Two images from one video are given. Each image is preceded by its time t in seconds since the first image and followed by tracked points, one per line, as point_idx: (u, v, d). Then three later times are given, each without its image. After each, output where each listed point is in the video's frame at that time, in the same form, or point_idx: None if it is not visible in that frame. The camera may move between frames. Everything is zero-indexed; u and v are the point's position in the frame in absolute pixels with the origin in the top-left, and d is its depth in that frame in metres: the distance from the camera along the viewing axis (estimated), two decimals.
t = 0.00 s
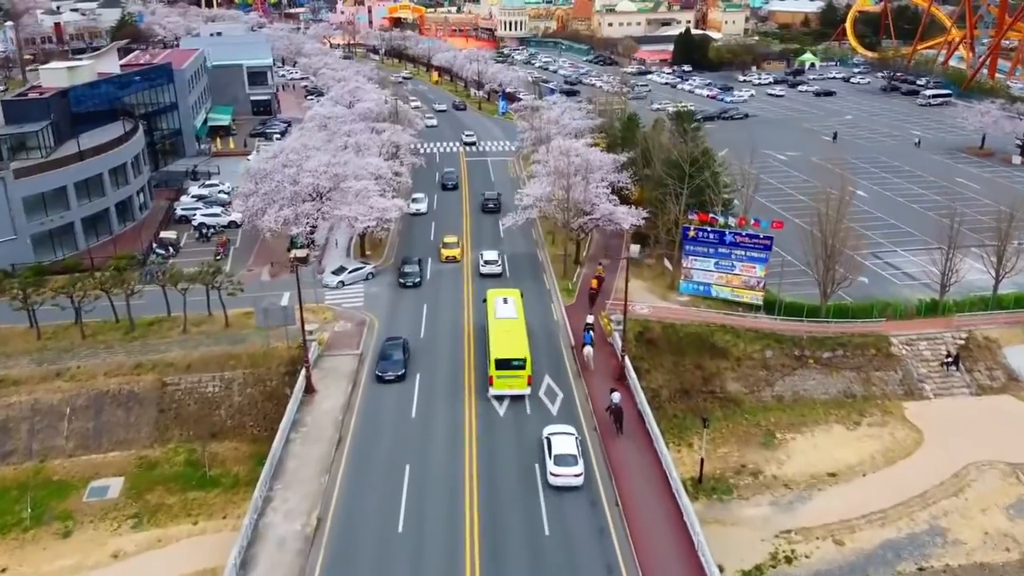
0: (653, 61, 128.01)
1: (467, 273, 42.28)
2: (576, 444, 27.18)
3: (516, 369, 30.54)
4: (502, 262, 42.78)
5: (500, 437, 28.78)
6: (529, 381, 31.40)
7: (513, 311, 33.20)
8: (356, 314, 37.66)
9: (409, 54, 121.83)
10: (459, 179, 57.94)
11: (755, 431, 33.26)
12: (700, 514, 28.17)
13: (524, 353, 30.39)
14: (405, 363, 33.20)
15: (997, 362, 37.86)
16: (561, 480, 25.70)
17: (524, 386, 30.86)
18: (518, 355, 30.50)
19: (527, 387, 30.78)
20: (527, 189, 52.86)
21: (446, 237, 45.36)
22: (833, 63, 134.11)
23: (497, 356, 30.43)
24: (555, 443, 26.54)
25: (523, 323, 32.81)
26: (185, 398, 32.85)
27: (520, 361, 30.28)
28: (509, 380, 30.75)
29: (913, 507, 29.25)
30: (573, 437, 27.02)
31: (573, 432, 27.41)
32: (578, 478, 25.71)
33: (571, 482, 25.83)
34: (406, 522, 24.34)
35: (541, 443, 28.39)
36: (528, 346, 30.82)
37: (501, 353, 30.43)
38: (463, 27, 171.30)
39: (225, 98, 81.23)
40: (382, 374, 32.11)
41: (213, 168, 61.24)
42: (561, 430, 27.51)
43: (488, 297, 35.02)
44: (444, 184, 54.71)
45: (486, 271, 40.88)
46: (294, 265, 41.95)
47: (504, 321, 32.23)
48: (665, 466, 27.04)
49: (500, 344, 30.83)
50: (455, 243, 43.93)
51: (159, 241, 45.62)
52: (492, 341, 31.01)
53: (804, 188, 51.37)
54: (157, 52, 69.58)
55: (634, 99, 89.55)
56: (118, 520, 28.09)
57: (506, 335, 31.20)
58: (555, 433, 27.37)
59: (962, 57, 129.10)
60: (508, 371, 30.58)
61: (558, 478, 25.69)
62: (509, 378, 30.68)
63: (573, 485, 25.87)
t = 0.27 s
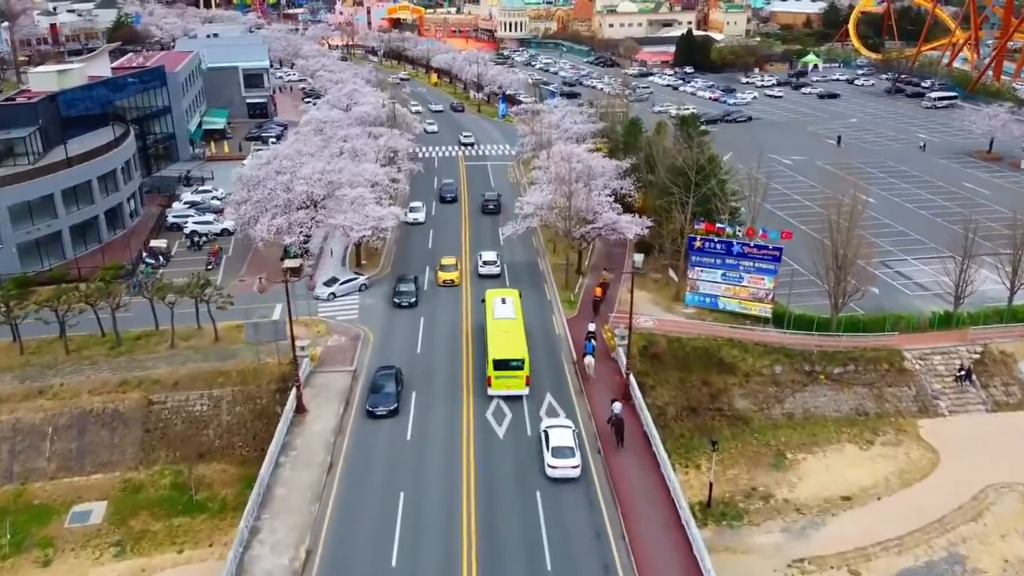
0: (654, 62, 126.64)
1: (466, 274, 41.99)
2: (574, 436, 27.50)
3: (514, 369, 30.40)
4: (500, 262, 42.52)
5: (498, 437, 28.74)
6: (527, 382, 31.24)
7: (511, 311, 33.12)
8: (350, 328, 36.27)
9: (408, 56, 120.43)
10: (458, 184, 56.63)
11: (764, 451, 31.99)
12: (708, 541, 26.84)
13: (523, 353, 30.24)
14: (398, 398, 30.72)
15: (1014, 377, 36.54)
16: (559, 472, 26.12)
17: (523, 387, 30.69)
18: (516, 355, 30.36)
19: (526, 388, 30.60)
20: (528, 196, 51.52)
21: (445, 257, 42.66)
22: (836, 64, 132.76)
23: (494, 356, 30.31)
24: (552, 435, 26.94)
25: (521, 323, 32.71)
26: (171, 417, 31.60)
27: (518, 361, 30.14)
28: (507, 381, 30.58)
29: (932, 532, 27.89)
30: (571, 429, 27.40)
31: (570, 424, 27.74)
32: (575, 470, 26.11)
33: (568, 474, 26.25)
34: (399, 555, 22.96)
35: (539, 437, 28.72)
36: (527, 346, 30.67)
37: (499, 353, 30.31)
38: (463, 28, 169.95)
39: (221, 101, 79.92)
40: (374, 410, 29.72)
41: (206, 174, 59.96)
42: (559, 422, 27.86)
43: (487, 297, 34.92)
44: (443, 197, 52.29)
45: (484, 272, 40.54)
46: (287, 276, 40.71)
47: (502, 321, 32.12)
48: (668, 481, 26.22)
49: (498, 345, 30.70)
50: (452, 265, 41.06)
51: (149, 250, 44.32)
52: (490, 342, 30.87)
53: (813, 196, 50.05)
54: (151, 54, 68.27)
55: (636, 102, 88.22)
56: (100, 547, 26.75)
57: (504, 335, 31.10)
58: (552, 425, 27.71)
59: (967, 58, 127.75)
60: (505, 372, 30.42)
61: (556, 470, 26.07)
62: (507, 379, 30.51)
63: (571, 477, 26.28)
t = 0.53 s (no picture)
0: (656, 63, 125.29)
1: (464, 274, 41.75)
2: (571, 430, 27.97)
3: (513, 369, 30.17)
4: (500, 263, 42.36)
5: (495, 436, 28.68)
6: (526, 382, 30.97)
7: (510, 311, 33.21)
8: (343, 343, 34.85)
9: (407, 57, 119.12)
10: (457, 190, 55.40)
11: (774, 472, 30.75)
12: (717, 572, 25.50)
13: (521, 353, 30.14)
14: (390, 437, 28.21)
15: None
16: (556, 464, 26.53)
17: (522, 387, 30.43)
18: (514, 355, 30.21)
19: (524, 388, 30.33)
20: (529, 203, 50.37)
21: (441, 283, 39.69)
22: (839, 65, 131.54)
23: (492, 356, 30.16)
24: (549, 428, 27.40)
25: (519, 324, 32.78)
26: (156, 437, 30.41)
27: (516, 361, 29.97)
28: (506, 381, 30.30)
29: (952, 560, 26.56)
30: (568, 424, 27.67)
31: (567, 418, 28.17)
32: (572, 462, 26.56)
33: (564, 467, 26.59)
34: None
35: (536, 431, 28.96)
36: (524, 347, 30.56)
37: (496, 353, 30.20)
38: (462, 30, 168.71)
39: (216, 104, 78.64)
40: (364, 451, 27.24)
41: (200, 179, 58.68)
42: (556, 418, 28.13)
43: (485, 298, 34.99)
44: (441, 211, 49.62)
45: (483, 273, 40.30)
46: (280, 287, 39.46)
47: (500, 322, 32.18)
48: (670, 493, 25.57)
49: (497, 345, 30.65)
50: (450, 291, 37.94)
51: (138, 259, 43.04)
52: (488, 342, 30.81)
53: (823, 204, 48.87)
54: (144, 57, 67.03)
55: (637, 105, 86.93)
56: None
57: (502, 335, 31.07)
58: (550, 420, 27.96)
59: (971, 60, 126.64)
60: (503, 372, 30.16)
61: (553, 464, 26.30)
62: (505, 379, 30.25)
63: (568, 469, 26.72)
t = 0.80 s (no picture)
0: (657, 64, 124.05)
1: (462, 275, 41.57)
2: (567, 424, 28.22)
3: (511, 369, 30.17)
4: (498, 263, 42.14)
5: (493, 435, 28.79)
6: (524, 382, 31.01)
7: (508, 312, 33.49)
8: (336, 357, 33.60)
9: (406, 59, 117.84)
10: (455, 196, 54.13)
11: (785, 496, 29.50)
12: None
13: (519, 353, 30.20)
14: (380, 483, 25.77)
15: None
16: (553, 457, 26.81)
17: (520, 387, 30.47)
18: (512, 355, 30.27)
19: (522, 389, 30.38)
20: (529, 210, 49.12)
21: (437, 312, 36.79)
22: (842, 67, 130.35)
23: (490, 356, 30.24)
24: (547, 422, 27.69)
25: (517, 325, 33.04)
26: (141, 459, 29.21)
27: (514, 361, 30.00)
28: (504, 381, 30.29)
29: None
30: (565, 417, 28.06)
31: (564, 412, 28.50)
32: (569, 455, 26.80)
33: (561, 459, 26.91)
34: None
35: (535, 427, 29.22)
36: (522, 347, 30.66)
37: (494, 353, 30.30)
38: (462, 31, 167.49)
39: (211, 107, 77.36)
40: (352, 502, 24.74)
41: (193, 184, 57.43)
42: (553, 412, 28.55)
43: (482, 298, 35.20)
44: (439, 226, 46.97)
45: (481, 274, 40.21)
46: (272, 298, 38.19)
47: (498, 322, 32.44)
48: (673, 505, 24.88)
49: (496, 345, 30.81)
50: (447, 322, 34.92)
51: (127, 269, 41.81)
52: (487, 342, 30.96)
53: (832, 212, 47.60)
54: (138, 60, 65.78)
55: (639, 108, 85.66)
56: None
57: (500, 336, 31.27)
58: (547, 413, 28.39)
59: (975, 61, 125.49)
60: (501, 373, 30.16)
61: (550, 455, 26.76)
62: (504, 379, 30.24)
63: (565, 462, 26.99)
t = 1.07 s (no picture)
0: (659, 66, 122.75)
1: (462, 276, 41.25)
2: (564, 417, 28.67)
3: (509, 370, 30.26)
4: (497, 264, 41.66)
5: (490, 432, 28.94)
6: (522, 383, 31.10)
7: (506, 312, 33.53)
8: (328, 374, 32.35)
9: (405, 60, 116.54)
10: (454, 202, 52.88)
11: (797, 522, 28.25)
12: None
13: (518, 354, 30.27)
14: (368, 538, 23.29)
15: None
16: (550, 449, 27.18)
17: (518, 387, 30.51)
18: (510, 356, 30.43)
19: (521, 389, 30.42)
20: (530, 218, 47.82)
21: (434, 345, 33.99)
22: (846, 68, 129.07)
23: (488, 356, 30.29)
24: (544, 415, 28.06)
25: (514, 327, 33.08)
26: (124, 483, 27.99)
27: (512, 361, 30.13)
28: (502, 382, 30.31)
29: None
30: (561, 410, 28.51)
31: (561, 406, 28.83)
32: (565, 447, 27.18)
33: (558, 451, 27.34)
34: None
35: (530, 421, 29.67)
36: (519, 348, 30.84)
37: (493, 353, 30.50)
38: (461, 31, 166.31)
39: (206, 110, 76.07)
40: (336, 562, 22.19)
41: (186, 190, 56.17)
42: (550, 404, 29.02)
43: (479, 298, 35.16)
44: (437, 243, 44.30)
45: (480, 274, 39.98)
46: (264, 310, 36.94)
47: (496, 322, 32.53)
48: (674, 521, 24.11)
49: (494, 346, 30.97)
50: (444, 360, 31.93)
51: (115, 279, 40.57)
52: (486, 343, 31.07)
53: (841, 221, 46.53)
54: (130, 63, 64.52)
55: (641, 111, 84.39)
56: None
57: (499, 336, 31.47)
58: (544, 406, 28.86)
59: (980, 62, 124.19)
60: (500, 373, 30.21)
61: (546, 447, 27.14)
62: (502, 379, 30.28)
63: (562, 454, 27.38)
